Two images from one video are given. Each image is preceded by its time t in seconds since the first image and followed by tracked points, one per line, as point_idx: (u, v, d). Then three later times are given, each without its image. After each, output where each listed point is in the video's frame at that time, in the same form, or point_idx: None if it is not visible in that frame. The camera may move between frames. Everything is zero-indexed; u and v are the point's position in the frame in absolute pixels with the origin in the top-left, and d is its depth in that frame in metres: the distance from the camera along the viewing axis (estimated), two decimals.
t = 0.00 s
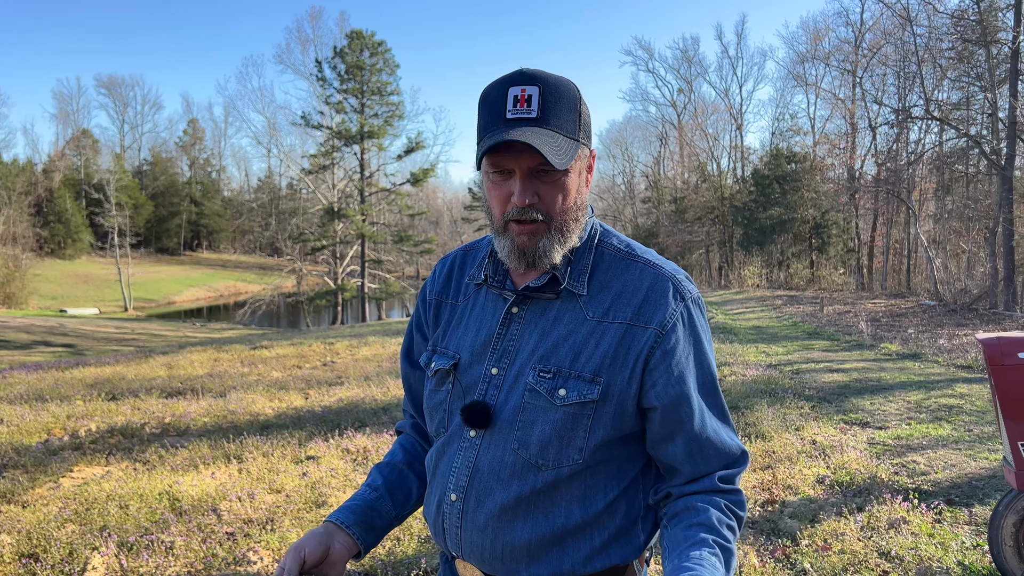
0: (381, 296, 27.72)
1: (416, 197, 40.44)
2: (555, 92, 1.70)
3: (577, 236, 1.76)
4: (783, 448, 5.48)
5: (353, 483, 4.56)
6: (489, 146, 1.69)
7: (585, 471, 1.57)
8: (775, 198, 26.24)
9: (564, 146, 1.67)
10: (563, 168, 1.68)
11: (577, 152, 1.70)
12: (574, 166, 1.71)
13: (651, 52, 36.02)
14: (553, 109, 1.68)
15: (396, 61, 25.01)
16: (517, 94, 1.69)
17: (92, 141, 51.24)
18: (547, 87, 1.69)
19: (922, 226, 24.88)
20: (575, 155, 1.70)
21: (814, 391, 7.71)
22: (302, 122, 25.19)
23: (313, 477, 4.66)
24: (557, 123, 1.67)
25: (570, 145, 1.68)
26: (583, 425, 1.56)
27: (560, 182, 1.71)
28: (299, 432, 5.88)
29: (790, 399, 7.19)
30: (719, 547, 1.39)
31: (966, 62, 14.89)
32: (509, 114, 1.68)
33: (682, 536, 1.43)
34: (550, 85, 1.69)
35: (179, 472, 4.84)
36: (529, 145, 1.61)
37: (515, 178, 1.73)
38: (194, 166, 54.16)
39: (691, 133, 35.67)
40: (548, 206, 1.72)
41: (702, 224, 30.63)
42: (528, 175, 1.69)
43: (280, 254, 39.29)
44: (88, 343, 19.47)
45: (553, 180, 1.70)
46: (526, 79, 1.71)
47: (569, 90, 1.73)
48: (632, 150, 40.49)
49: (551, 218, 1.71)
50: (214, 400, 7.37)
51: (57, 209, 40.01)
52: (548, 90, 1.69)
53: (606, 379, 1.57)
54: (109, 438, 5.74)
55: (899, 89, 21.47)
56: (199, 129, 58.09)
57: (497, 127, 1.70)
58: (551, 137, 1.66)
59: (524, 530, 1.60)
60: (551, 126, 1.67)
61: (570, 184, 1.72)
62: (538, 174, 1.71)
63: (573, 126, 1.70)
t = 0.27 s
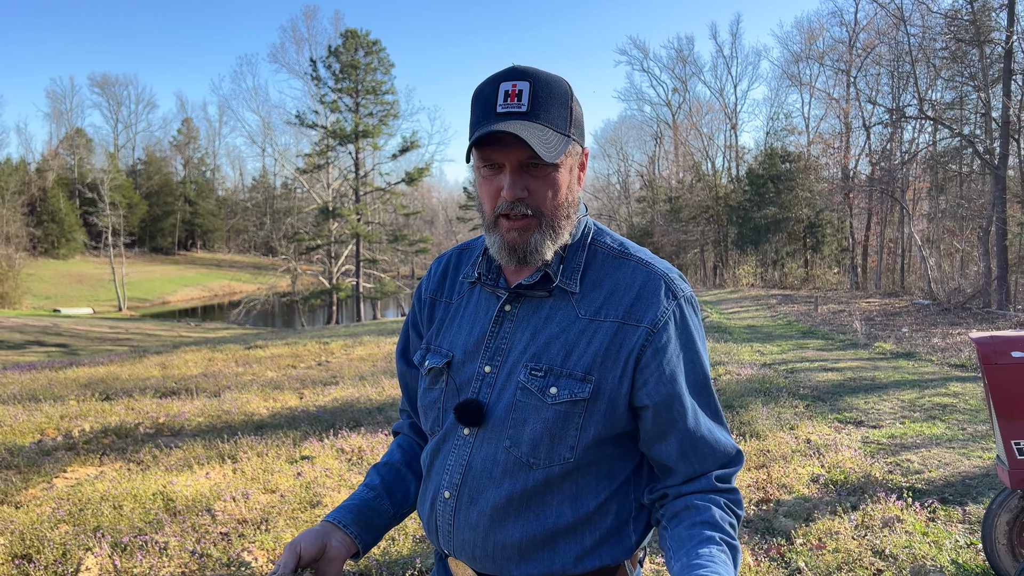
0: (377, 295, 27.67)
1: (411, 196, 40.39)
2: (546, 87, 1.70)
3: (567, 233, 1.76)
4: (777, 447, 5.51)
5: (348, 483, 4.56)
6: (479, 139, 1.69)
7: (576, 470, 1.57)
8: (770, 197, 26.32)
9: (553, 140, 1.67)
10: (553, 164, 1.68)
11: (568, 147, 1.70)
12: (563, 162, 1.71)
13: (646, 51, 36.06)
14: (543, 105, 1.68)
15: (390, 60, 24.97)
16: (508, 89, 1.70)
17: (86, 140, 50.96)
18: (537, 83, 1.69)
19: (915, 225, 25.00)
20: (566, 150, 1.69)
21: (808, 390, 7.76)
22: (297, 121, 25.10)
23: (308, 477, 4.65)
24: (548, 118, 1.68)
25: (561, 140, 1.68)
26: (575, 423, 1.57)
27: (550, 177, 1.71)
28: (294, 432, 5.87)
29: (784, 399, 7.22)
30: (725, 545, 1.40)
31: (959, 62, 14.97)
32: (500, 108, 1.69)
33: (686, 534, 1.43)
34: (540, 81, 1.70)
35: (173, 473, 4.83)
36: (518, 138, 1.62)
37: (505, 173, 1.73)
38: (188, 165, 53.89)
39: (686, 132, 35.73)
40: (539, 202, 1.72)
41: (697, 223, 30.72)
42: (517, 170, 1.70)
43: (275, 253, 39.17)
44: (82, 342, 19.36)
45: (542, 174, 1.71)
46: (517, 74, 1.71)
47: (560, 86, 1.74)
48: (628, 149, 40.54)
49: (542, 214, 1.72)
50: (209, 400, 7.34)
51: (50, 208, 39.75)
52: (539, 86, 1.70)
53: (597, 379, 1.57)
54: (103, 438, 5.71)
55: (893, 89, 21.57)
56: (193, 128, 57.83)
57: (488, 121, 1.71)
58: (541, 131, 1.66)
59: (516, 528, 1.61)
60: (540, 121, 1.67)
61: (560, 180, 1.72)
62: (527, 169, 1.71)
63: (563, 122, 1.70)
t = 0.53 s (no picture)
0: (373, 296, 27.63)
1: (408, 196, 40.35)
2: (534, 85, 1.70)
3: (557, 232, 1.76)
4: (774, 447, 5.53)
5: (345, 483, 4.55)
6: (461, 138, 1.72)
7: (573, 472, 1.58)
8: (766, 197, 26.38)
9: (538, 138, 1.66)
10: (537, 162, 1.68)
11: (555, 146, 1.69)
12: (550, 160, 1.71)
13: (643, 51, 36.03)
14: (529, 103, 1.69)
15: (387, 60, 24.93)
16: (496, 88, 1.72)
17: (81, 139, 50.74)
18: (525, 81, 1.70)
19: (911, 225, 25.08)
20: (552, 149, 1.69)
21: (805, 390, 7.78)
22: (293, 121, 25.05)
23: (305, 477, 4.64)
24: (534, 115, 1.68)
25: (545, 138, 1.68)
26: (570, 426, 1.57)
27: (536, 176, 1.72)
28: (291, 432, 5.86)
29: (780, 398, 7.24)
30: (713, 550, 1.41)
31: (955, 63, 15.02)
32: (487, 106, 1.71)
33: (675, 539, 1.43)
34: (528, 80, 1.71)
35: (169, 473, 4.82)
36: (502, 136, 1.63)
37: (492, 172, 1.75)
38: (184, 165, 53.74)
39: (683, 133, 35.79)
40: (526, 201, 1.73)
41: (693, 224, 30.80)
42: (502, 168, 1.71)
43: (271, 253, 39.09)
44: (78, 343, 19.27)
45: (529, 173, 1.71)
46: (506, 74, 1.73)
47: (551, 83, 1.73)
48: (624, 149, 40.59)
49: (529, 213, 1.72)
50: (205, 401, 7.32)
51: (46, 209, 39.58)
52: (526, 84, 1.70)
53: (593, 381, 1.57)
54: (100, 439, 5.70)
55: (889, 89, 21.62)
56: (190, 128, 57.65)
57: (475, 120, 1.74)
58: (524, 129, 1.66)
59: (513, 529, 1.62)
60: (525, 121, 1.68)
61: (548, 179, 1.72)
62: (512, 168, 1.72)
63: (551, 121, 1.70)
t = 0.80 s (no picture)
0: (371, 297, 27.59)
1: (405, 198, 40.33)
2: (502, 84, 1.75)
3: (529, 229, 1.75)
4: (771, 448, 5.54)
5: (343, 485, 4.54)
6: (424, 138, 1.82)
7: (565, 472, 1.58)
8: (764, 199, 26.42)
9: (494, 134, 1.70)
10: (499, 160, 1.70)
11: (521, 142, 1.70)
12: (515, 154, 1.72)
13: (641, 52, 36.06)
14: (488, 103, 1.75)
15: (385, 62, 24.94)
16: (467, 91, 1.81)
17: (78, 140, 50.64)
18: (494, 83, 1.76)
19: (908, 227, 25.15)
20: (515, 145, 1.71)
21: (802, 391, 7.80)
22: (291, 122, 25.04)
23: (303, 478, 4.63)
24: (494, 112, 1.72)
25: (505, 133, 1.70)
26: (562, 424, 1.57)
27: (500, 171, 1.74)
28: (289, 433, 5.85)
29: (778, 400, 7.26)
30: (699, 553, 1.39)
31: (953, 64, 15.07)
32: (458, 108, 1.81)
33: (661, 541, 1.43)
34: (498, 80, 1.76)
35: (167, 474, 4.81)
36: (456, 136, 1.70)
37: (464, 172, 1.82)
38: (182, 166, 53.67)
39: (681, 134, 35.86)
40: (496, 199, 1.77)
41: (691, 225, 30.85)
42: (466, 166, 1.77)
43: (269, 254, 39.04)
44: (75, 344, 19.21)
45: (496, 170, 1.74)
46: (479, 78, 1.82)
47: (523, 82, 1.76)
48: (622, 151, 40.63)
49: (501, 211, 1.76)
50: (203, 402, 7.31)
51: (43, 209, 39.46)
52: (495, 85, 1.76)
53: (584, 379, 1.58)
54: (97, 440, 5.68)
55: (886, 91, 21.70)
56: (187, 129, 57.55)
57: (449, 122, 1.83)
58: (482, 127, 1.72)
59: (505, 528, 1.62)
60: (488, 119, 1.73)
61: (517, 175, 1.73)
62: (479, 166, 1.77)
63: (516, 116, 1.71)
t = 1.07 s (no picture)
0: (369, 298, 27.57)
1: (404, 199, 40.32)
2: (484, 89, 1.77)
3: (510, 229, 1.76)
4: (770, 450, 5.54)
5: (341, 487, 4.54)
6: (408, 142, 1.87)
7: (559, 470, 1.58)
8: (762, 201, 26.46)
9: (470, 137, 1.73)
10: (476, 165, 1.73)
11: (500, 145, 1.72)
12: (494, 157, 1.74)
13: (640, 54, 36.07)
14: (469, 105, 1.77)
15: (384, 63, 24.95)
16: (454, 97, 1.85)
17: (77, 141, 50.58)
18: (475, 88, 1.79)
19: (907, 230, 25.19)
20: (494, 145, 1.72)
21: (801, 393, 7.80)
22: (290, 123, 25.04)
23: (302, 480, 4.63)
24: (473, 116, 1.75)
25: (482, 136, 1.72)
26: (554, 420, 1.57)
27: (481, 173, 1.76)
28: (287, 434, 5.85)
29: (776, 402, 7.26)
30: (704, 549, 1.38)
31: (951, 67, 15.10)
32: (444, 114, 1.85)
33: (665, 539, 1.41)
34: (479, 85, 1.78)
35: (165, 475, 4.80)
36: (432, 141, 1.75)
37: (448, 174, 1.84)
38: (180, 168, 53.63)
39: (679, 136, 35.90)
40: (477, 200, 1.78)
41: (689, 227, 30.86)
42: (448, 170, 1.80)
43: (268, 256, 38.99)
44: (73, 345, 19.17)
45: (477, 174, 1.76)
46: (465, 84, 1.85)
47: (504, 85, 1.77)
48: (621, 153, 40.67)
49: (482, 212, 1.77)
50: (201, 403, 7.29)
51: (41, 210, 39.39)
52: (477, 89, 1.79)
53: (573, 377, 1.58)
54: (96, 441, 5.67)
55: (885, 94, 21.74)
56: (186, 130, 57.53)
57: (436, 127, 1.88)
58: (462, 129, 1.74)
59: (500, 527, 1.63)
60: (470, 120, 1.75)
61: (495, 175, 1.75)
62: (463, 168, 1.79)
63: (496, 117, 1.72)
